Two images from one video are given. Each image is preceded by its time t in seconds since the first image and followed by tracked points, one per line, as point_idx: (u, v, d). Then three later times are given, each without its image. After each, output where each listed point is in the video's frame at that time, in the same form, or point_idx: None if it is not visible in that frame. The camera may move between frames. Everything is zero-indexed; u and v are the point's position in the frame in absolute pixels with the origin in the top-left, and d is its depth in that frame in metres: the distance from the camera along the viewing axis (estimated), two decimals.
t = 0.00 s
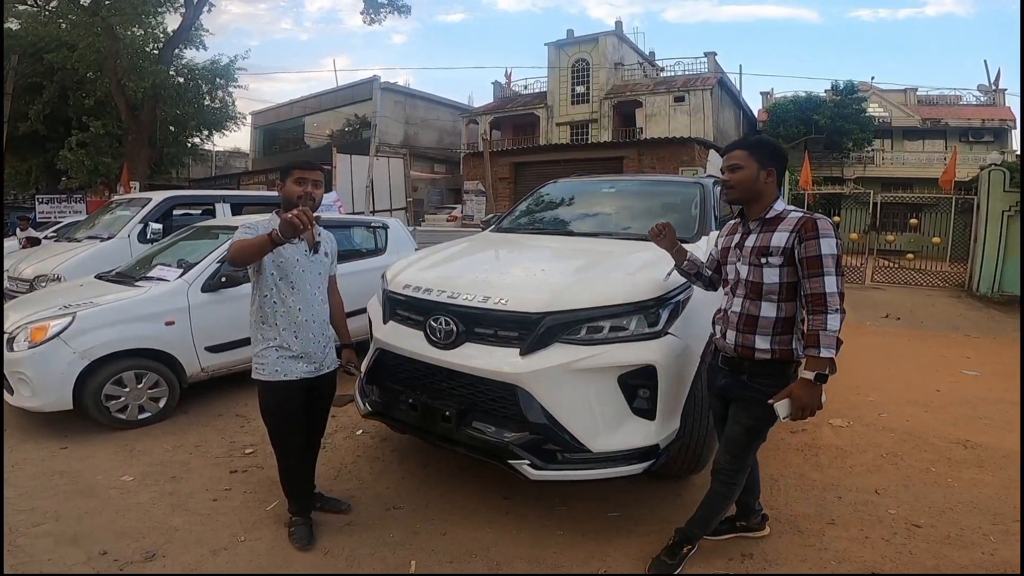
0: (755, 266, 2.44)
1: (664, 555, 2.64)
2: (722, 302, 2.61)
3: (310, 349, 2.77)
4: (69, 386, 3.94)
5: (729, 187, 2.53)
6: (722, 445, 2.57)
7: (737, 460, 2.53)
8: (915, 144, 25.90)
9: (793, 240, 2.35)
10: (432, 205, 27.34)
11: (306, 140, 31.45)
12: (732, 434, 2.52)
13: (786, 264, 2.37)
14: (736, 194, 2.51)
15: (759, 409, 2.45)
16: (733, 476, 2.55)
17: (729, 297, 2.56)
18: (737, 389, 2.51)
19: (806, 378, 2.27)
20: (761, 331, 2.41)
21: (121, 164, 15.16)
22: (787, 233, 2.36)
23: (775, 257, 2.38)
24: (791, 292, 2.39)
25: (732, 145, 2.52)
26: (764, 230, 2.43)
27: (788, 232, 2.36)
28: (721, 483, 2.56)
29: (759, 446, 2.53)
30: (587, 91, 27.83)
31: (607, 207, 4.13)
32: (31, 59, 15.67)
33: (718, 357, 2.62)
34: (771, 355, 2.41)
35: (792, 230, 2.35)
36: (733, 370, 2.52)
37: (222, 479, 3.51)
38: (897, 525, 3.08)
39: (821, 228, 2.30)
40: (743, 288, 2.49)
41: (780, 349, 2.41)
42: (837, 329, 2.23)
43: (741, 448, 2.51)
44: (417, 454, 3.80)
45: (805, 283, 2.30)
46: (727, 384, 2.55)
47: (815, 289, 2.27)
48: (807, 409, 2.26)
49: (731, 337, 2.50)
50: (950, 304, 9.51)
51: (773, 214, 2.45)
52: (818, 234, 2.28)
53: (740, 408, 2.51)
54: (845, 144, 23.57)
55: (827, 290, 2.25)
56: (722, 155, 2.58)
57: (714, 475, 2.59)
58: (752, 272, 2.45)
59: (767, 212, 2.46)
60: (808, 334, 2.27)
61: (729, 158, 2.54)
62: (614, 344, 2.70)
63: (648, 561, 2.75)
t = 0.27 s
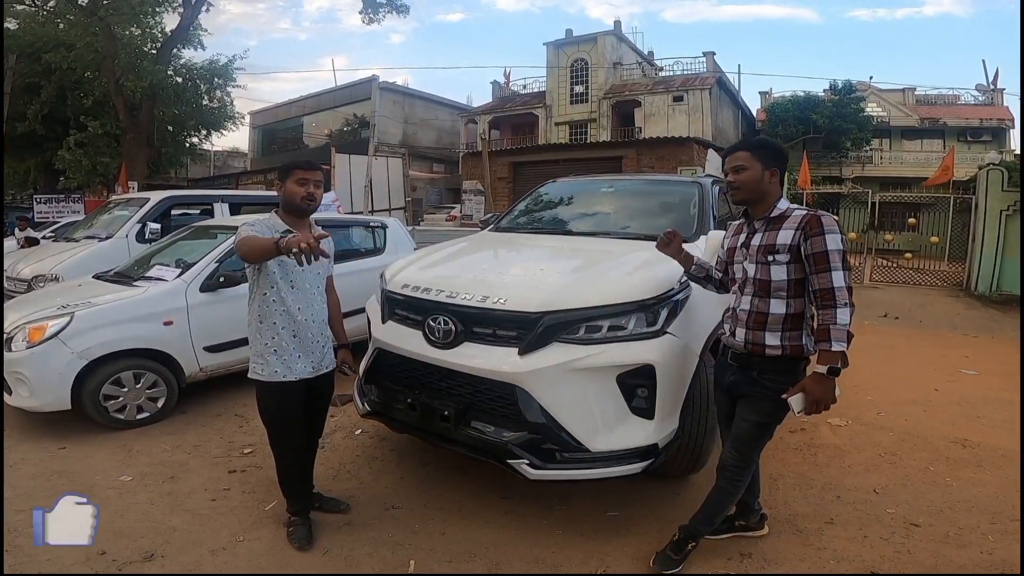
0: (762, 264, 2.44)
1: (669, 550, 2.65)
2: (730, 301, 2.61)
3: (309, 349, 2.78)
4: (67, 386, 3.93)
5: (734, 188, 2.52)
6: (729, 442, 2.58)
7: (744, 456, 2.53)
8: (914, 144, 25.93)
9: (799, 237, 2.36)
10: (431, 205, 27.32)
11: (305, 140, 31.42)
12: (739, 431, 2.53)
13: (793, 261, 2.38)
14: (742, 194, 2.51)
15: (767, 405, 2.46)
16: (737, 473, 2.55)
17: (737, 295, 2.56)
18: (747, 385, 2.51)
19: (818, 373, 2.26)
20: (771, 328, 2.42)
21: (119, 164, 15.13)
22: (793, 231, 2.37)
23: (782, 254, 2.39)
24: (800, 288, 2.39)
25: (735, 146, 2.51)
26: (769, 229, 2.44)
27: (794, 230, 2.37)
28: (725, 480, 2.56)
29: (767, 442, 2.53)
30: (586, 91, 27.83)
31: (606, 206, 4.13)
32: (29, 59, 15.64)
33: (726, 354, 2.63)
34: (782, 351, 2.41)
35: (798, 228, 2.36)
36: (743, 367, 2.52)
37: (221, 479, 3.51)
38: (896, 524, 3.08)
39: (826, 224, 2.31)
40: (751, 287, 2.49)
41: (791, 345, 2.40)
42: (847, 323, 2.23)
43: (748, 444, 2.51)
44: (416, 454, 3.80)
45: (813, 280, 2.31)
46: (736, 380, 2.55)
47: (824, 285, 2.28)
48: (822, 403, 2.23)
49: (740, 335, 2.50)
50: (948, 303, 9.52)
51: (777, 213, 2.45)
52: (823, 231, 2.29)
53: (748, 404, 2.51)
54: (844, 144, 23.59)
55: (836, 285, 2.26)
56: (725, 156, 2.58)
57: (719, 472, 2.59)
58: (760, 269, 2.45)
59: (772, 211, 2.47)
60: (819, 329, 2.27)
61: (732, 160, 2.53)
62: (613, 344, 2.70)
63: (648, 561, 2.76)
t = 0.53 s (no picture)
0: (767, 264, 2.45)
1: (671, 548, 2.65)
2: (736, 301, 2.61)
3: (309, 350, 2.79)
4: (65, 385, 3.93)
5: (739, 190, 2.52)
6: (732, 441, 2.58)
7: (747, 454, 2.53)
8: (913, 144, 25.96)
9: (804, 236, 2.36)
10: (430, 204, 27.31)
11: (304, 139, 31.41)
12: (742, 429, 2.53)
13: (798, 261, 2.38)
14: (747, 195, 2.51)
15: (771, 404, 2.46)
16: (740, 471, 2.55)
17: (742, 295, 2.56)
18: (752, 383, 2.52)
19: (820, 370, 2.25)
20: (776, 327, 2.42)
21: (118, 163, 15.12)
22: (798, 231, 2.37)
23: (788, 254, 2.39)
24: (805, 287, 2.39)
25: (740, 147, 2.52)
26: (774, 229, 2.45)
27: (799, 229, 2.38)
28: (728, 478, 2.56)
29: (770, 441, 2.53)
30: (586, 91, 27.85)
31: (605, 206, 4.14)
32: (29, 58, 15.63)
33: (731, 353, 2.63)
34: (787, 350, 2.41)
35: (802, 227, 2.37)
36: (747, 366, 2.53)
37: (219, 478, 3.51)
38: (894, 524, 3.09)
39: (831, 223, 2.31)
40: (756, 286, 2.49)
41: (796, 344, 2.40)
42: (850, 321, 2.23)
43: (751, 443, 2.51)
44: (414, 453, 3.79)
45: (817, 278, 2.32)
46: (741, 379, 2.56)
47: (828, 283, 2.28)
48: (821, 399, 2.24)
49: (746, 334, 2.50)
50: (947, 304, 9.53)
51: (783, 213, 2.46)
52: (828, 230, 2.30)
53: (753, 403, 2.51)
54: (843, 144, 23.61)
55: (839, 283, 2.26)
56: (731, 157, 2.58)
57: (721, 470, 2.59)
58: (765, 269, 2.45)
59: (777, 211, 2.47)
60: (822, 327, 2.27)
61: (737, 161, 2.53)
62: (612, 344, 2.70)
63: (648, 561, 2.76)
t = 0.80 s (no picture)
0: (769, 263, 2.45)
1: (670, 546, 2.65)
2: (737, 299, 2.61)
3: (310, 347, 2.79)
4: (62, 382, 3.92)
5: (742, 189, 2.52)
6: (732, 439, 2.58)
7: (747, 453, 2.53)
8: (913, 144, 25.96)
9: (806, 236, 2.36)
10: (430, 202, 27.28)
11: (304, 137, 31.38)
12: (742, 427, 2.53)
13: (800, 260, 2.37)
14: (749, 195, 2.51)
15: (770, 403, 2.46)
16: (739, 469, 2.55)
17: (744, 293, 2.56)
18: (752, 382, 2.51)
19: (819, 369, 2.25)
20: (777, 325, 2.42)
21: (118, 160, 15.10)
22: (800, 230, 2.37)
23: (790, 253, 2.39)
24: (807, 286, 2.39)
25: (743, 146, 2.51)
26: (777, 228, 2.45)
27: (802, 229, 2.37)
28: (728, 477, 2.57)
29: (770, 440, 2.53)
30: (586, 89, 27.82)
31: (606, 204, 4.14)
32: (28, 55, 15.60)
33: (732, 350, 2.64)
34: (788, 349, 2.41)
35: (805, 227, 2.37)
36: (748, 364, 2.53)
37: (218, 476, 3.50)
38: (892, 523, 3.09)
39: (833, 223, 2.31)
40: (758, 285, 2.49)
41: (796, 343, 2.40)
42: (850, 321, 2.23)
43: (751, 441, 2.51)
44: (413, 451, 3.79)
45: (818, 278, 2.31)
46: (741, 377, 2.56)
47: (829, 283, 2.27)
48: (818, 397, 2.24)
49: (747, 332, 2.50)
50: (946, 303, 9.54)
51: (785, 212, 2.46)
52: (831, 230, 2.29)
53: (752, 401, 2.51)
54: (843, 144, 23.59)
55: (840, 283, 2.25)
56: (733, 157, 2.58)
57: (720, 468, 2.60)
58: (767, 268, 2.45)
59: (780, 211, 2.47)
60: (821, 325, 2.27)
61: (740, 160, 2.53)
62: (611, 342, 2.70)
63: (647, 559, 2.76)
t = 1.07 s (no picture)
0: (767, 262, 2.45)
1: (669, 545, 2.65)
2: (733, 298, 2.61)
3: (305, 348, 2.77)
4: (60, 383, 3.91)
5: (737, 189, 2.52)
6: (730, 438, 2.58)
7: (745, 452, 2.54)
8: (909, 144, 26.05)
9: (803, 235, 2.36)
10: (427, 202, 27.26)
11: (301, 137, 31.34)
12: (740, 426, 2.54)
13: (797, 258, 2.38)
14: (744, 195, 2.51)
15: (768, 402, 2.46)
16: (737, 469, 2.56)
17: (739, 293, 2.55)
18: (749, 381, 2.52)
19: (818, 367, 2.27)
20: (774, 325, 2.42)
21: (114, 160, 15.06)
22: (796, 229, 2.38)
23: (787, 252, 2.39)
24: (804, 285, 2.39)
25: (737, 147, 2.52)
26: (773, 227, 2.45)
27: (798, 228, 2.38)
28: (726, 476, 2.57)
29: (768, 438, 2.53)
30: (584, 89, 27.84)
31: (604, 204, 4.14)
32: (24, 55, 15.55)
33: (728, 350, 2.63)
34: (786, 348, 2.41)
35: (802, 225, 2.37)
36: (744, 363, 2.53)
37: (215, 476, 3.50)
38: (889, 522, 3.09)
39: (829, 221, 2.32)
40: (755, 284, 2.49)
41: (794, 342, 2.41)
42: (849, 318, 2.24)
43: (748, 441, 2.52)
44: (410, 451, 3.79)
45: (815, 276, 2.32)
46: (738, 376, 2.56)
47: (826, 280, 2.28)
48: (820, 396, 2.27)
49: (743, 332, 2.49)
50: (943, 302, 9.56)
51: (780, 212, 2.46)
52: (827, 228, 2.30)
53: (751, 400, 2.51)
54: (840, 144, 23.65)
55: (837, 281, 2.26)
56: (727, 157, 2.57)
57: (718, 467, 2.60)
58: (765, 267, 2.45)
59: (775, 210, 2.48)
60: (820, 324, 2.28)
61: (735, 160, 2.54)
62: (608, 342, 2.70)
63: (645, 558, 2.76)
